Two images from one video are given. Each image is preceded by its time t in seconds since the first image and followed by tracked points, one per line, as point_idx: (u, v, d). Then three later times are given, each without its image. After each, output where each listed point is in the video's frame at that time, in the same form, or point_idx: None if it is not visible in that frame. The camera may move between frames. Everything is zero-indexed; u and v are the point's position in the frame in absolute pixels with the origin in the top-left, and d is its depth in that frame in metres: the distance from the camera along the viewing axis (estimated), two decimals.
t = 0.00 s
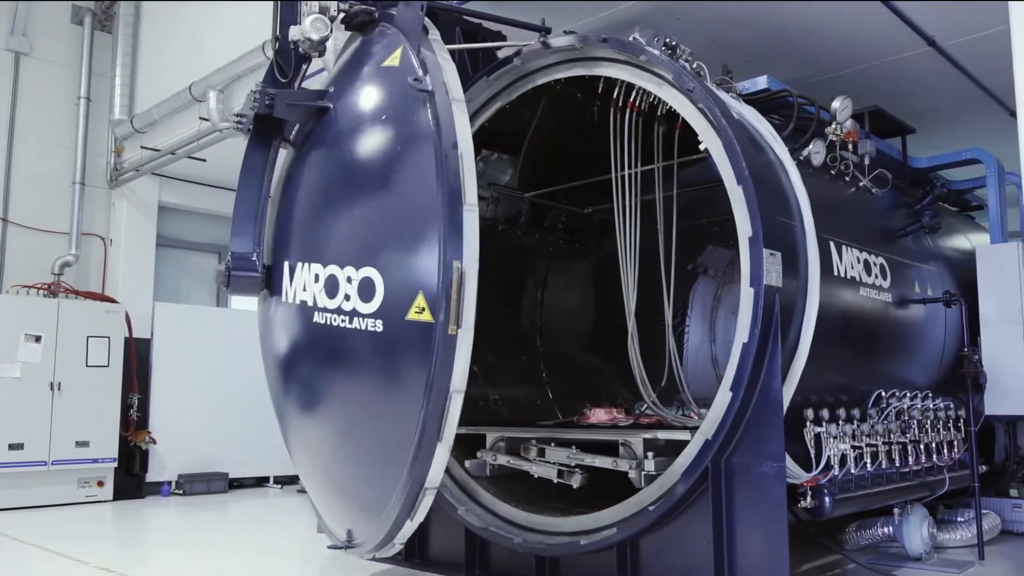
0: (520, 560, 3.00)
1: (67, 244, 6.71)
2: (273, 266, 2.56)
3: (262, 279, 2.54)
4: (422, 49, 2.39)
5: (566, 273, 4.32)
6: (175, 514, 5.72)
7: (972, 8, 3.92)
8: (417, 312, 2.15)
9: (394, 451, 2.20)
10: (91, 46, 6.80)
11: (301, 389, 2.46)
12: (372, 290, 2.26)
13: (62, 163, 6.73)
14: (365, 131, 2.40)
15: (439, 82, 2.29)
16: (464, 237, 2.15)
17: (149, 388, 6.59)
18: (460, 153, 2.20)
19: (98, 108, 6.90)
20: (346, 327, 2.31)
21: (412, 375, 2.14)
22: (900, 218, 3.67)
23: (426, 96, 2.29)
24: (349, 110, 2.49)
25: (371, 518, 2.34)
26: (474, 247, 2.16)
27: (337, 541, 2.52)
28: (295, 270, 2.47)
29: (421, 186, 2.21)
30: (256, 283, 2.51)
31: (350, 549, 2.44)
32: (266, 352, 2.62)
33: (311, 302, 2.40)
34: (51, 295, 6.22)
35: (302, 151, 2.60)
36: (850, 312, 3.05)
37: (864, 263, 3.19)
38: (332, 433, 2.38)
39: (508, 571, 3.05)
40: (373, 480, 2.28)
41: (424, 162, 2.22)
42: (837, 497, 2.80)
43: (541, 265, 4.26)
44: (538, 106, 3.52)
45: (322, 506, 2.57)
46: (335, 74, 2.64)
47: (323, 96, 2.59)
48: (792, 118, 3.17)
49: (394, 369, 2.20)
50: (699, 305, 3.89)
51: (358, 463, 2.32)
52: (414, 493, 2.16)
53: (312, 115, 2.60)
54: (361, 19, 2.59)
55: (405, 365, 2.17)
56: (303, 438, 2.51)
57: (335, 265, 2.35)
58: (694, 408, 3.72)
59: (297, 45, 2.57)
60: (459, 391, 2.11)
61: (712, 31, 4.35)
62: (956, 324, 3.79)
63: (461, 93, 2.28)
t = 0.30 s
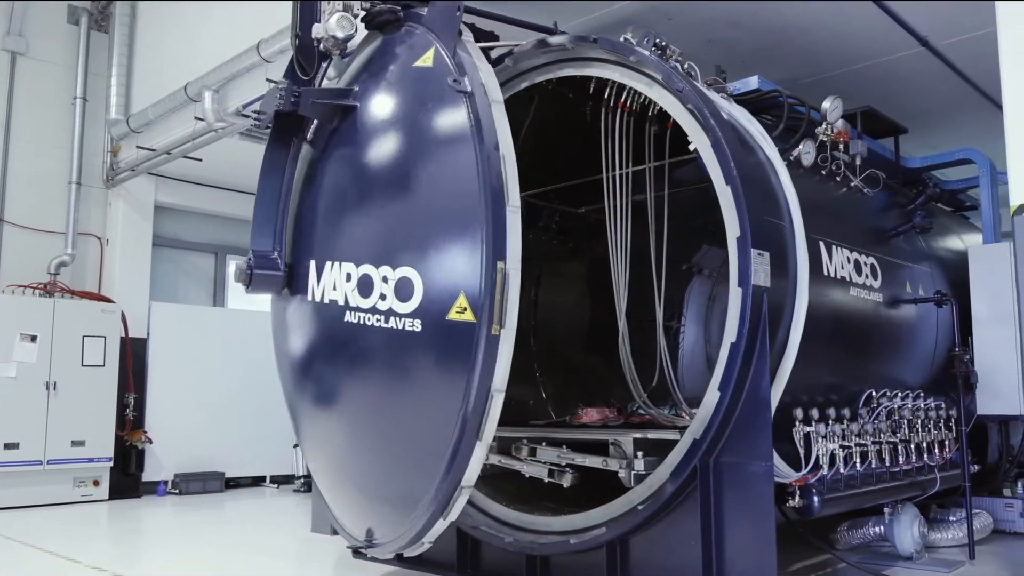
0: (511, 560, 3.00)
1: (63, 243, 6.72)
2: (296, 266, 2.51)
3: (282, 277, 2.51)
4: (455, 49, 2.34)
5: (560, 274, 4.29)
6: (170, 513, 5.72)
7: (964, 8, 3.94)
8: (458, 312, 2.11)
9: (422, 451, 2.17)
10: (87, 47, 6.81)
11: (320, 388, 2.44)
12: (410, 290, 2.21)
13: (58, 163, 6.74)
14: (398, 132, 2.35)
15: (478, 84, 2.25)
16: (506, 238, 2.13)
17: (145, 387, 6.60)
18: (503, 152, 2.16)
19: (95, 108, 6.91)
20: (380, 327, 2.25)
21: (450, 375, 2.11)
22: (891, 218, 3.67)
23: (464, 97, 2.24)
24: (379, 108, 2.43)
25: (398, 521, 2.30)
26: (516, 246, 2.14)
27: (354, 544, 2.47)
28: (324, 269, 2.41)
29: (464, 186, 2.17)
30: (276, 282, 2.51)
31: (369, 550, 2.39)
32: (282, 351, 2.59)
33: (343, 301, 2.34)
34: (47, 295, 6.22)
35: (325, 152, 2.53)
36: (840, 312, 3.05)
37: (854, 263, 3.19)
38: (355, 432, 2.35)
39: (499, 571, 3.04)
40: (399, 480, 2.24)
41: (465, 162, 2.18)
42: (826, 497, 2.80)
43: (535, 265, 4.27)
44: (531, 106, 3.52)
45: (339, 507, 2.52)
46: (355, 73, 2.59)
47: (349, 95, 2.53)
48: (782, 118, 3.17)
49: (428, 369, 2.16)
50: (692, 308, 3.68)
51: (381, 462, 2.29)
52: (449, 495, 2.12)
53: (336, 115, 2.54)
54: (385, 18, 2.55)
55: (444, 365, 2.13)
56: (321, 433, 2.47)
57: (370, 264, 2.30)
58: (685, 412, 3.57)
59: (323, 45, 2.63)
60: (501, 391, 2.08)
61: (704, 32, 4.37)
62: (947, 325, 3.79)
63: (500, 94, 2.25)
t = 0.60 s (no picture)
0: (503, 560, 2.99)
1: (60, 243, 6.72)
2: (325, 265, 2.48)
3: (310, 275, 2.48)
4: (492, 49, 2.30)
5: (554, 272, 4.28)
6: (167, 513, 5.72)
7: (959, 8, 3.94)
8: (506, 313, 2.11)
9: (448, 451, 2.18)
10: (84, 46, 6.81)
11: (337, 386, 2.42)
12: (453, 292, 2.19)
13: (55, 163, 6.74)
14: (434, 134, 2.32)
15: (523, 88, 2.22)
16: (555, 239, 2.13)
17: (141, 386, 6.60)
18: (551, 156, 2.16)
19: (92, 108, 6.90)
20: (421, 328, 2.22)
21: (496, 375, 2.10)
22: (885, 218, 3.66)
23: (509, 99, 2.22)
24: (413, 108, 2.39)
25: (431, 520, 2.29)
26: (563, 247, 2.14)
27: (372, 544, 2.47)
28: (358, 270, 2.38)
29: (511, 188, 2.16)
30: (303, 281, 2.47)
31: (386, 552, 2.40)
32: (294, 350, 2.59)
33: (379, 302, 2.31)
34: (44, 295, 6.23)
35: (355, 154, 2.49)
36: (833, 312, 3.06)
37: (847, 263, 3.19)
38: (371, 433, 2.35)
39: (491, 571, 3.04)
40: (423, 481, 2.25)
41: (512, 166, 2.16)
42: (818, 497, 2.80)
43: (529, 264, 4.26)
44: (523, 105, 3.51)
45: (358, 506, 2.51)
46: (382, 73, 2.54)
47: (380, 95, 2.47)
48: (775, 118, 3.17)
49: (469, 369, 2.16)
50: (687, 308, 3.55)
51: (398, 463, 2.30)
52: (489, 495, 2.14)
53: (367, 115, 2.50)
54: (414, 19, 2.50)
55: (488, 367, 2.12)
56: (334, 434, 2.47)
57: (409, 264, 2.27)
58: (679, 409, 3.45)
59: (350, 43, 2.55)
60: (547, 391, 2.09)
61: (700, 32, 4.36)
62: (942, 324, 3.79)
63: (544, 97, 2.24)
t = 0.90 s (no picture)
0: (496, 560, 2.99)
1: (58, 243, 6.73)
2: (347, 265, 2.52)
3: (332, 274, 2.54)
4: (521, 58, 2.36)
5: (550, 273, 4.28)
6: (163, 513, 5.72)
7: (954, 7, 3.94)
8: (539, 314, 2.15)
9: (471, 451, 2.22)
10: (82, 46, 6.80)
11: (349, 382, 2.47)
12: (485, 292, 2.22)
13: (53, 163, 6.74)
14: (463, 136, 2.35)
15: (554, 95, 2.29)
16: (587, 241, 2.18)
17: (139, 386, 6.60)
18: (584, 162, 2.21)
19: (89, 108, 6.90)
20: (453, 328, 2.24)
21: (529, 377, 2.14)
22: (880, 218, 3.66)
23: (541, 107, 2.27)
24: (440, 113, 2.43)
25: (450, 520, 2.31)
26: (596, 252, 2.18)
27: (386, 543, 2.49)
28: (383, 271, 2.41)
29: (545, 191, 2.20)
30: (325, 281, 2.53)
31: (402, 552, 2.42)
32: (303, 345, 2.66)
33: (408, 302, 2.33)
34: (41, 295, 6.23)
35: (377, 155, 2.54)
36: (826, 312, 3.06)
37: (840, 263, 3.19)
38: (389, 433, 2.39)
39: (485, 571, 3.03)
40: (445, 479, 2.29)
41: (543, 169, 2.21)
42: (810, 496, 2.81)
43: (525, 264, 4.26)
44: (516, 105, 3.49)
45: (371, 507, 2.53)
46: (399, 74, 2.59)
47: (400, 98, 2.50)
48: (768, 118, 3.17)
49: (499, 370, 2.19)
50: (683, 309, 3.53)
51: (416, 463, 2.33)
52: (516, 492, 2.18)
53: (387, 116, 2.54)
54: (432, 23, 2.57)
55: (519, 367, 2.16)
56: (349, 433, 2.50)
57: (438, 265, 2.29)
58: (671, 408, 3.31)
59: (373, 45, 2.64)
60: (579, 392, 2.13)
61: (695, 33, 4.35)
62: (936, 324, 3.79)
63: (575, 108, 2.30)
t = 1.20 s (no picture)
0: (489, 560, 2.99)
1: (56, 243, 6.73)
2: (378, 267, 2.57)
3: (362, 274, 2.58)
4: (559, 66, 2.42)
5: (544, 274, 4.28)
6: (160, 513, 5.72)
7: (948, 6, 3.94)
8: (580, 317, 2.20)
9: (480, 451, 2.33)
10: (79, 46, 6.80)
11: (358, 379, 2.59)
12: (527, 294, 2.27)
13: (50, 163, 6.74)
14: (500, 142, 2.40)
15: (591, 103, 2.35)
16: (627, 247, 2.24)
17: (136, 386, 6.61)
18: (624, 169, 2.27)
19: (87, 108, 6.90)
20: (492, 329, 2.30)
21: (569, 378, 2.20)
22: (874, 218, 3.67)
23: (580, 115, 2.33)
24: (473, 118, 2.48)
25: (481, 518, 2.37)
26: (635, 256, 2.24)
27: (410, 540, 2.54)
28: (419, 273, 2.45)
29: (585, 198, 2.26)
30: (353, 282, 2.56)
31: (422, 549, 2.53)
32: (315, 345, 2.78)
33: (444, 304, 2.38)
34: (38, 294, 6.23)
35: (409, 155, 2.58)
36: (819, 312, 3.06)
37: (833, 263, 3.20)
38: (398, 432, 2.50)
39: (477, 571, 3.03)
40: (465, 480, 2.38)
41: (582, 175, 2.27)
42: (801, 496, 2.81)
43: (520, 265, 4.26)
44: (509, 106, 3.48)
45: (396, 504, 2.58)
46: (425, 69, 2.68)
47: (431, 101, 2.57)
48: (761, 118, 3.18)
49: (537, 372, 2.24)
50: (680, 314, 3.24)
51: (426, 465, 2.44)
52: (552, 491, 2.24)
53: (418, 120, 2.58)
54: (459, 28, 2.66)
55: (549, 369, 2.23)
56: (360, 434, 2.61)
57: (478, 267, 2.34)
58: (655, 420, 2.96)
59: (402, 49, 2.66)
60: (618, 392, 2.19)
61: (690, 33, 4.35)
62: (929, 324, 3.79)
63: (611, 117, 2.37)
